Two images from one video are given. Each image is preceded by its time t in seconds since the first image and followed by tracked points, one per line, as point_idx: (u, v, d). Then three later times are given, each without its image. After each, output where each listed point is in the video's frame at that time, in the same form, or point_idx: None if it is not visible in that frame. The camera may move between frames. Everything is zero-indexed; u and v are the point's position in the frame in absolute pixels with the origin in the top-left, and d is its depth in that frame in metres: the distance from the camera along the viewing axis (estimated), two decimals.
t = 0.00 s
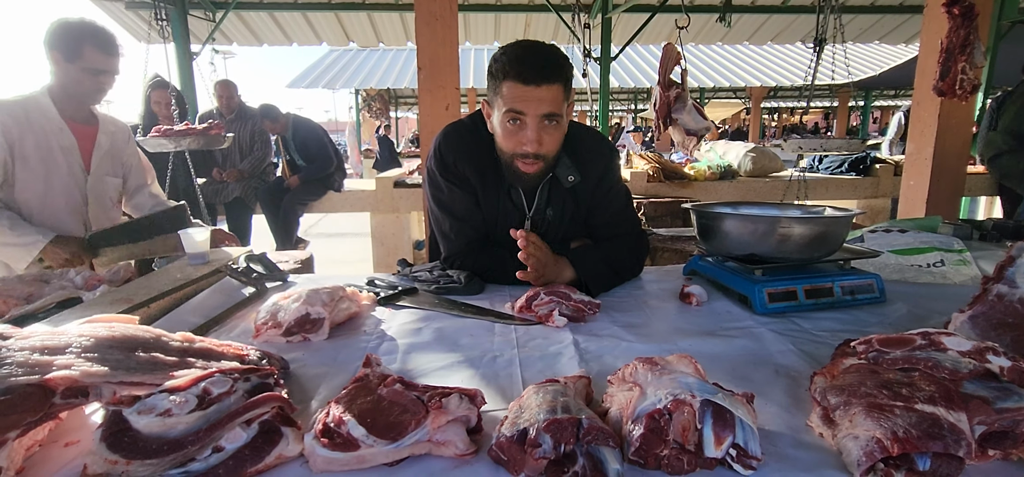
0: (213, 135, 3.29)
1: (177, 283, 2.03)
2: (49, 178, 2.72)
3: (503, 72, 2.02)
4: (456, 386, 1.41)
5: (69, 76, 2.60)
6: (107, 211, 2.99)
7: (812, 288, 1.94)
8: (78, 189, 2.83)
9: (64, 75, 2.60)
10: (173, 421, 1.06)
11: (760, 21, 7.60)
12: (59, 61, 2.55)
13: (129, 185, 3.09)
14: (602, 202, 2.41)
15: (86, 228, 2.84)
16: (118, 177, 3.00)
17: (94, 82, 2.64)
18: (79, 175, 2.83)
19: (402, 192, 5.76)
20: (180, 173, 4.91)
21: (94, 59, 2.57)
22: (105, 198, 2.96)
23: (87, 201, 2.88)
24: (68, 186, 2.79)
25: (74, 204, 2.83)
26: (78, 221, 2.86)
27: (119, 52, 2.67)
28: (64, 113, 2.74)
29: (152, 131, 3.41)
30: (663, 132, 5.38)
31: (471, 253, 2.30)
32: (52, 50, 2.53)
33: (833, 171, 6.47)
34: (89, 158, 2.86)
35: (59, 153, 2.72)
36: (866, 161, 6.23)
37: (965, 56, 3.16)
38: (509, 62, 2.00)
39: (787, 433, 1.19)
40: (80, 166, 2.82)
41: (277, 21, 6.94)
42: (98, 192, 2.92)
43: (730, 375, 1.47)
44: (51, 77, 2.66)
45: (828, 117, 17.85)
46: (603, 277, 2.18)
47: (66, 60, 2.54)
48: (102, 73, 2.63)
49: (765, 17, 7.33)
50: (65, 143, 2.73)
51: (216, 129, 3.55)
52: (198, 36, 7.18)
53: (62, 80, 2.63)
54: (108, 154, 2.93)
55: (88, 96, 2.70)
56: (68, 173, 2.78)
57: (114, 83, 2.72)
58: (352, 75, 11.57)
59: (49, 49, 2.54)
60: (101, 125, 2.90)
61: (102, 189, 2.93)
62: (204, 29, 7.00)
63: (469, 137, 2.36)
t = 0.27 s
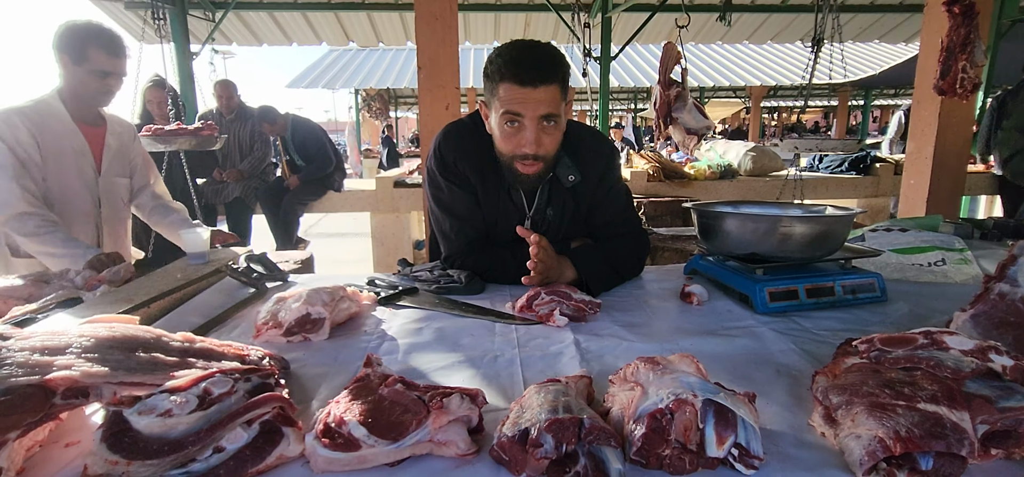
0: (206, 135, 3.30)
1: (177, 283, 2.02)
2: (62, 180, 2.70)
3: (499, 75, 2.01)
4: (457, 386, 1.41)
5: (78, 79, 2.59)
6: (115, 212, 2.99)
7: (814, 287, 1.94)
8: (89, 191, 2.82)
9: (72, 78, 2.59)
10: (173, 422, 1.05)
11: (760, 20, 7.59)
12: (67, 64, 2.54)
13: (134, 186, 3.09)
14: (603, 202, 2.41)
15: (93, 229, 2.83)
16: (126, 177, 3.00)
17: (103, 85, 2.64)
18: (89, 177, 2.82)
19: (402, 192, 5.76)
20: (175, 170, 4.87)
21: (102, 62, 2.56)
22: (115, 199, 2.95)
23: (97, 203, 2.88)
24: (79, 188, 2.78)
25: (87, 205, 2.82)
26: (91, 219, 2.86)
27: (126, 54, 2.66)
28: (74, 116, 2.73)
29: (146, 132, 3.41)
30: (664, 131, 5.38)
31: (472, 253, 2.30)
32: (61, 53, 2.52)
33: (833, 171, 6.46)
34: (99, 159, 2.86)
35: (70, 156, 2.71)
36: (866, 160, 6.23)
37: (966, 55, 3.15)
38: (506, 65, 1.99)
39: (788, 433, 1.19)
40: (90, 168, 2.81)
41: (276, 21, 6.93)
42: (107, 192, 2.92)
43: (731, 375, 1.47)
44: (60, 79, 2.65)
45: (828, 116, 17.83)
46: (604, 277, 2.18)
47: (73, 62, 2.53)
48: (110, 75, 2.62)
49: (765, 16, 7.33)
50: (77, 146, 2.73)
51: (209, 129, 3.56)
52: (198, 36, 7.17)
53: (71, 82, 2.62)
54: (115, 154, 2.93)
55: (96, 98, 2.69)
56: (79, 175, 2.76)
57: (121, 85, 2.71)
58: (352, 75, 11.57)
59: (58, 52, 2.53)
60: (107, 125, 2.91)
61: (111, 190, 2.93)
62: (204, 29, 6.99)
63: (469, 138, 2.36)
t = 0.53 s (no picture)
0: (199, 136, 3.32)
1: (177, 284, 2.02)
2: (78, 183, 2.71)
3: (497, 74, 2.01)
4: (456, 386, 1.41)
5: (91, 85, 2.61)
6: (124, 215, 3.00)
7: (814, 287, 1.93)
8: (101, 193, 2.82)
9: (87, 81, 2.61)
10: (172, 423, 1.05)
11: (760, 20, 7.58)
12: (82, 67, 2.55)
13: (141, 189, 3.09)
14: (602, 201, 2.40)
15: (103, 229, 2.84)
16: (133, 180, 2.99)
17: (117, 88, 2.66)
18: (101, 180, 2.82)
19: (402, 192, 5.75)
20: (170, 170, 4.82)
21: (117, 66, 2.58)
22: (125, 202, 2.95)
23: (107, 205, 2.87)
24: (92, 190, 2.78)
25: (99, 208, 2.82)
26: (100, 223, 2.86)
27: (140, 59, 2.69)
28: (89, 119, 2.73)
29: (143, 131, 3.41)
30: (664, 131, 5.38)
31: (471, 252, 2.29)
32: (77, 57, 2.53)
33: (833, 170, 6.46)
34: (111, 161, 2.86)
35: (86, 158, 2.71)
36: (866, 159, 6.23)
37: (966, 54, 3.15)
38: (503, 64, 1.99)
39: (788, 433, 1.18)
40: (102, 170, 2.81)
41: (276, 21, 6.92)
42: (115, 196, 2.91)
43: (731, 375, 1.47)
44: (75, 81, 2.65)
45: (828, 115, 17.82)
46: (603, 276, 2.18)
47: (89, 66, 2.55)
48: (124, 79, 2.64)
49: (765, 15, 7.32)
50: (94, 150, 2.73)
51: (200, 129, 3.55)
52: (197, 36, 7.17)
53: (87, 86, 2.63)
54: (126, 157, 2.94)
55: (111, 101, 2.71)
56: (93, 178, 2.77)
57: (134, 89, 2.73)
58: (352, 75, 11.57)
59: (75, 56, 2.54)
60: (118, 129, 2.90)
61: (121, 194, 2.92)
62: (203, 29, 6.98)
63: (468, 137, 2.36)
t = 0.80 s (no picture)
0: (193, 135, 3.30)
1: (178, 284, 2.02)
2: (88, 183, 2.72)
3: (496, 73, 2.01)
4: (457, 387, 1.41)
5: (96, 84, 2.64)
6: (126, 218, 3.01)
7: (814, 286, 1.93)
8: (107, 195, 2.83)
9: (89, 85, 2.64)
10: (172, 423, 1.05)
11: (760, 19, 7.58)
12: (85, 71, 2.59)
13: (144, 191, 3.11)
14: (603, 201, 2.40)
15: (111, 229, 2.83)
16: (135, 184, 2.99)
17: (119, 92, 2.69)
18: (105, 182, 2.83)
19: (402, 192, 5.75)
20: (168, 171, 4.80)
21: (119, 69, 2.62)
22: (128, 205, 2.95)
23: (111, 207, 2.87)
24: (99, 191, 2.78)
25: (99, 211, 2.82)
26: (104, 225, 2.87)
27: (142, 62, 2.72)
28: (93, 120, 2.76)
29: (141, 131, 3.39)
30: (664, 131, 5.38)
31: (471, 252, 2.29)
32: (78, 62, 2.57)
33: (834, 170, 6.46)
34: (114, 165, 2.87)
35: (95, 160, 2.73)
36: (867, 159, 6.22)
37: (966, 54, 3.15)
38: (503, 63, 1.99)
39: (789, 433, 1.18)
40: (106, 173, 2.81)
41: (275, 22, 6.92)
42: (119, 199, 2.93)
43: (732, 375, 1.47)
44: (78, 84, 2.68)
45: (828, 115, 17.82)
46: (604, 276, 2.17)
47: (91, 69, 2.58)
48: (125, 83, 2.68)
49: (765, 15, 7.32)
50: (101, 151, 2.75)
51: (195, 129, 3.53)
52: (197, 36, 7.17)
53: (89, 89, 2.66)
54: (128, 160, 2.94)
55: (114, 104, 2.75)
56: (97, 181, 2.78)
57: (134, 93, 2.76)
58: (352, 76, 11.57)
59: (77, 60, 2.58)
60: (121, 132, 2.92)
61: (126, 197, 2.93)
62: (203, 30, 6.99)
63: (468, 137, 2.36)
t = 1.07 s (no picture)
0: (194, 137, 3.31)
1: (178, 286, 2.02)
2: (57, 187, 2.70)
3: (494, 74, 2.01)
4: (457, 388, 1.41)
5: (71, 97, 2.56)
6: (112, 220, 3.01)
7: (815, 287, 1.93)
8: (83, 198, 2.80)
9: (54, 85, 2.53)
10: (173, 425, 1.05)
11: (760, 20, 7.58)
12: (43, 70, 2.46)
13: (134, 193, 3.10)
14: (602, 202, 2.40)
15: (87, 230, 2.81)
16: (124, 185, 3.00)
17: (81, 91, 2.53)
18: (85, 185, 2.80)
19: (403, 193, 5.75)
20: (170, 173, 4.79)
21: (79, 67, 2.43)
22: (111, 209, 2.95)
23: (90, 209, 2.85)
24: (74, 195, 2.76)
25: (80, 215, 2.80)
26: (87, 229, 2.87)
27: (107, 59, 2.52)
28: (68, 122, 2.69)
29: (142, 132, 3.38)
30: (664, 132, 5.38)
31: (470, 253, 2.29)
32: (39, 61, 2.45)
33: (834, 170, 6.46)
34: (96, 167, 2.84)
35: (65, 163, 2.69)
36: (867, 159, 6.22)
37: (966, 54, 3.14)
38: (501, 65, 2.00)
39: (789, 434, 1.18)
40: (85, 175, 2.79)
41: (275, 23, 6.92)
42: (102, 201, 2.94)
43: (732, 376, 1.47)
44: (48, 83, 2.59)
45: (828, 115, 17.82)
46: (603, 277, 2.17)
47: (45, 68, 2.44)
48: (86, 81, 2.50)
49: (765, 15, 7.32)
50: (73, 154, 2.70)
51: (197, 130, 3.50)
52: (197, 38, 7.18)
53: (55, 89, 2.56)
54: (114, 164, 2.91)
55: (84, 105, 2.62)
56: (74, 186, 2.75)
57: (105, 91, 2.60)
58: (352, 77, 11.57)
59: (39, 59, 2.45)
60: (105, 133, 2.87)
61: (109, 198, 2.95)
62: (204, 31, 6.99)
63: (467, 138, 2.36)
